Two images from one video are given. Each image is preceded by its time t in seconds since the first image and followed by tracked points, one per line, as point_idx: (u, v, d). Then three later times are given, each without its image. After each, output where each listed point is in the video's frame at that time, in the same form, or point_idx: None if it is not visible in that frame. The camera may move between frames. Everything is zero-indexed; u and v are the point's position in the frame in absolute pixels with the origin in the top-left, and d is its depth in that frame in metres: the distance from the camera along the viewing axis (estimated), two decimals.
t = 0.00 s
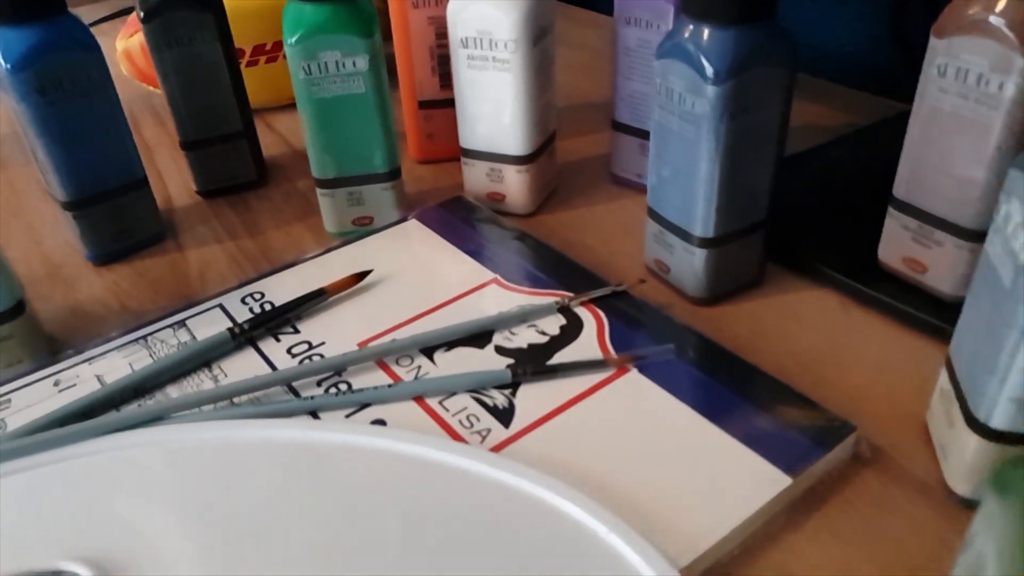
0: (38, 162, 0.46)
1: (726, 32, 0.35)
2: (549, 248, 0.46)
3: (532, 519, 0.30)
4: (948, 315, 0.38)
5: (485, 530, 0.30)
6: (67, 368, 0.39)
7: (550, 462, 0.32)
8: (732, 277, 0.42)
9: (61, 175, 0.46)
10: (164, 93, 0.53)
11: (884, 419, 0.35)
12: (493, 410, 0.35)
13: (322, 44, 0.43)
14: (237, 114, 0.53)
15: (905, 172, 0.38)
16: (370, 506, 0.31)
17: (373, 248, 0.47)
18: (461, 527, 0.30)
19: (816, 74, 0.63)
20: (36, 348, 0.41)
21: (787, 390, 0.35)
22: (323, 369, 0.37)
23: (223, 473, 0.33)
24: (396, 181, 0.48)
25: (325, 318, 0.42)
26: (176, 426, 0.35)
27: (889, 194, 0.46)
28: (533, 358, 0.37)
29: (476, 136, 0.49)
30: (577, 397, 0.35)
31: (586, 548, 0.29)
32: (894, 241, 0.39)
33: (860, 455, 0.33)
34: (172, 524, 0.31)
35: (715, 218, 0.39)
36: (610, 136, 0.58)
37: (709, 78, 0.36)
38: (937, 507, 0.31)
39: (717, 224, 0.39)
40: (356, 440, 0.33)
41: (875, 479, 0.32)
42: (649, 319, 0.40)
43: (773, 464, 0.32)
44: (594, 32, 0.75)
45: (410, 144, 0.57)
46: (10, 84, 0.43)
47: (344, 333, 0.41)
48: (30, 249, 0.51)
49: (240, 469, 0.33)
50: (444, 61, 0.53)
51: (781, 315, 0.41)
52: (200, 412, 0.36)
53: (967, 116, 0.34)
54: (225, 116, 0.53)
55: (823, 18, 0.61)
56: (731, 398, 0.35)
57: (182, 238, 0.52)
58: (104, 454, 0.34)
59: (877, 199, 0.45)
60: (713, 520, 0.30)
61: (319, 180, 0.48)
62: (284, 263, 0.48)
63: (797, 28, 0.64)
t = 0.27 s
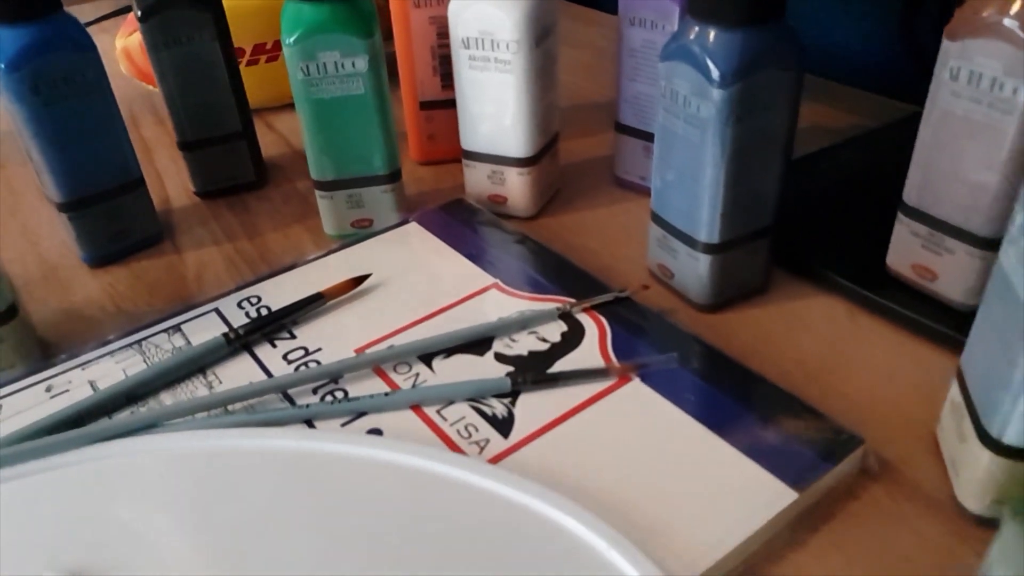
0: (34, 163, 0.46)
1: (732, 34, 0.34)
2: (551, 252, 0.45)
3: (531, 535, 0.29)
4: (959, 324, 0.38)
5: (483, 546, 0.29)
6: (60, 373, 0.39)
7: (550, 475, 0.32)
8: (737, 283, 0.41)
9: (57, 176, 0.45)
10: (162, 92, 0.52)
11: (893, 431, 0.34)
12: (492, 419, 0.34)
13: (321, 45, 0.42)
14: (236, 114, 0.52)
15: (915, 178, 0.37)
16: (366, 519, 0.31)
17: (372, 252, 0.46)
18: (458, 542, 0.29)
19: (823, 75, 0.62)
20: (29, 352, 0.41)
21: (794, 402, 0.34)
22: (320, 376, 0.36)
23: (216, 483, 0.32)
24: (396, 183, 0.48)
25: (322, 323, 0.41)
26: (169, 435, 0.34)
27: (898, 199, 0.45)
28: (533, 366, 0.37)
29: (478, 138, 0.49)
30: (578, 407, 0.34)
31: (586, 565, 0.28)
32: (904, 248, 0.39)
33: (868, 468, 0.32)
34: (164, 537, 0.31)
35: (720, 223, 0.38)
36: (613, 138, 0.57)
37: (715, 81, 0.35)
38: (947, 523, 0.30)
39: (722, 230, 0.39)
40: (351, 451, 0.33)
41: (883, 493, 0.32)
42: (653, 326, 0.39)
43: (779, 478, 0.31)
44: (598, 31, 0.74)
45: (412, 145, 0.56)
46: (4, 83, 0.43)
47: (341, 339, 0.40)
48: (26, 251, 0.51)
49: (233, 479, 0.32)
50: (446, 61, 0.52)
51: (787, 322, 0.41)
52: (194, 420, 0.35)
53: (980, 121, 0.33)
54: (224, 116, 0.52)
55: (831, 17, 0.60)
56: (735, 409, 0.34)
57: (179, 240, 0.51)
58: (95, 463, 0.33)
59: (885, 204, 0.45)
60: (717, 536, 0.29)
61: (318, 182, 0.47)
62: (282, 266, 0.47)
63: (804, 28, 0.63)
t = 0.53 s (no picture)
0: (32, 165, 0.45)
1: (740, 37, 0.34)
2: (555, 257, 0.44)
3: (532, 552, 0.28)
4: (970, 333, 0.37)
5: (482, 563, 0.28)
6: (55, 379, 0.38)
7: (551, 488, 0.31)
8: (744, 290, 0.40)
9: (55, 178, 0.45)
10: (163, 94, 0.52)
11: (902, 443, 0.33)
12: (492, 430, 0.34)
13: (321, 46, 0.42)
14: (237, 116, 0.52)
15: (926, 184, 0.36)
16: (364, 533, 0.30)
17: (373, 256, 0.45)
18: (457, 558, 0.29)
19: (832, 76, 0.61)
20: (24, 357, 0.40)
21: (801, 413, 0.33)
22: (318, 385, 0.36)
23: (211, 495, 0.32)
24: (398, 187, 0.47)
25: (321, 329, 0.40)
26: (164, 444, 0.33)
27: (909, 204, 0.44)
28: (535, 375, 0.36)
29: (480, 141, 0.48)
30: (581, 417, 0.34)
31: None
32: (914, 255, 0.38)
33: (877, 483, 0.32)
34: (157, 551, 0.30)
35: (727, 230, 0.38)
36: (619, 140, 0.56)
37: (722, 85, 0.34)
38: (958, 541, 0.30)
39: (728, 236, 0.38)
40: (348, 462, 0.32)
41: (893, 509, 0.31)
42: (657, 334, 0.38)
43: (786, 493, 0.30)
44: (604, 31, 0.74)
45: (414, 147, 0.55)
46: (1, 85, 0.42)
47: (341, 345, 0.39)
48: (24, 253, 0.50)
49: (229, 490, 0.32)
50: (449, 62, 0.52)
51: (794, 331, 0.40)
52: (190, 428, 0.35)
53: (994, 127, 0.32)
54: (224, 118, 0.52)
55: (840, 18, 0.59)
56: (741, 420, 0.33)
57: (179, 243, 0.51)
58: (89, 472, 0.33)
59: (895, 210, 0.44)
60: (723, 553, 0.28)
61: (319, 185, 0.46)
62: (282, 270, 0.46)
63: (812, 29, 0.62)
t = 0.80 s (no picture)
0: (29, 168, 0.45)
1: (747, 41, 0.33)
2: (558, 263, 0.44)
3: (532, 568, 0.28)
4: (981, 344, 0.36)
5: None
6: (50, 386, 0.37)
7: (553, 502, 0.30)
8: (750, 298, 0.40)
9: (52, 181, 0.44)
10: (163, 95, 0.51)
11: (912, 458, 0.33)
12: (493, 441, 0.33)
13: (322, 49, 0.41)
14: (237, 118, 0.51)
15: (938, 192, 0.35)
16: (361, 546, 0.29)
17: (374, 261, 0.45)
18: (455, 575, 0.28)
19: (840, 79, 0.60)
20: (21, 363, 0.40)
21: (808, 426, 0.33)
22: (315, 393, 0.35)
23: (207, 507, 0.31)
24: (399, 191, 0.47)
25: (320, 336, 0.40)
26: (159, 453, 0.33)
27: (918, 211, 0.43)
28: (537, 385, 0.35)
29: (483, 144, 0.47)
30: (583, 429, 0.33)
31: None
32: (924, 264, 0.37)
33: (886, 498, 0.31)
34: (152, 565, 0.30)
35: (733, 237, 0.37)
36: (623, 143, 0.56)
37: (729, 90, 0.34)
38: (969, 559, 0.29)
39: (735, 244, 0.37)
40: (345, 473, 0.31)
41: (902, 525, 0.30)
42: (662, 343, 0.37)
43: (792, 509, 0.29)
44: (609, 32, 0.73)
45: (416, 149, 0.55)
46: None
47: (340, 352, 0.39)
48: (23, 256, 0.50)
49: (224, 502, 0.31)
50: (452, 64, 0.51)
51: (801, 340, 0.39)
52: (186, 438, 0.34)
53: (1008, 134, 0.32)
54: (225, 120, 0.51)
55: (849, 19, 0.58)
56: (747, 433, 0.33)
57: (178, 246, 0.50)
58: (82, 483, 0.32)
59: (905, 217, 0.43)
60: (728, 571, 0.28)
61: (319, 189, 0.46)
62: (282, 275, 0.46)
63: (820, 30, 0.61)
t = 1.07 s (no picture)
0: (28, 170, 0.44)
1: (755, 45, 0.32)
2: (561, 268, 0.43)
3: None
4: (992, 354, 0.35)
5: None
6: (45, 392, 0.37)
7: (554, 515, 0.30)
8: (756, 306, 0.39)
9: (51, 184, 0.44)
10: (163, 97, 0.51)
11: (921, 471, 0.32)
12: (494, 451, 0.32)
13: (323, 51, 0.41)
14: (239, 119, 0.51)
15: (948, 199, 0.35)
16: (359, 559, 0.29)
17: (375, 266, 0.44)
18: None
19: (848, 81, 0.60)
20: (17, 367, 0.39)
21: (815, 438, 0.32)
22: (314, 401, 0.35)
23: (202, 518, 0.31)
24: (401, 194, 0.46)
25: (319, 343, 0.39)
26: (155, 462, 0.32)
27: (927, 217, 0.43)
28: (539, 394, 0.35)
29: (486, 147, 0.47)
30: (585, 439, 0.33)
31: None
32: (934, 272, 0.36)
33: (894, 513, 0.30)
34: None
35: (739, 244, 0.36)
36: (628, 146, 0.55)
37: (736, 96, 0.33)
38: None
39: (741, 251, 0.37)
40: (342, 484, 0.31)
41: (911, 541, 0.29)
42: (666, 351, 0.37)
43: (799, 524, 0.29)
44: (614, 33, 0.72)
45: (419, 152, 0.54)
46: None
47: (339, 359, 0.38)
48: (22, 258, 0.49)
49: (220, 513, 0.31)
50: (454, 66, 0.50)
51: (807, 348, 0.38)
52: (182, 446, 0.34)
53: (1021, 141, 0.31)
54: (225, 122, 0.51)
55: (857, 21, 0.58)
56: (752, 444, 0.32)
57: (178, 249, 0.50)
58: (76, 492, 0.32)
59: (914, 224, 0.42)
60: None
61: (320, 193, 0.45)
62: (282, 279, 0.45)
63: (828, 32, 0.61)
